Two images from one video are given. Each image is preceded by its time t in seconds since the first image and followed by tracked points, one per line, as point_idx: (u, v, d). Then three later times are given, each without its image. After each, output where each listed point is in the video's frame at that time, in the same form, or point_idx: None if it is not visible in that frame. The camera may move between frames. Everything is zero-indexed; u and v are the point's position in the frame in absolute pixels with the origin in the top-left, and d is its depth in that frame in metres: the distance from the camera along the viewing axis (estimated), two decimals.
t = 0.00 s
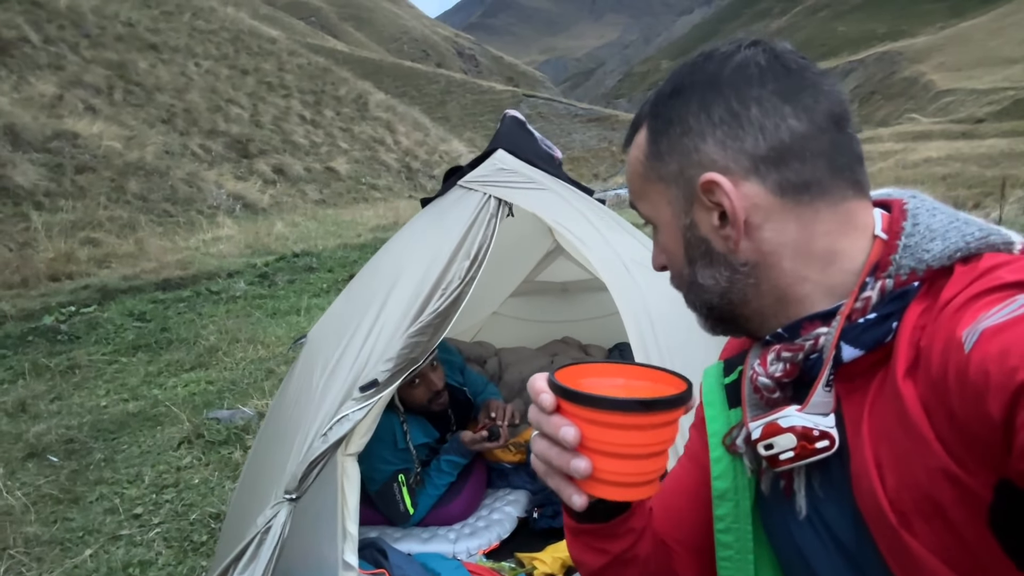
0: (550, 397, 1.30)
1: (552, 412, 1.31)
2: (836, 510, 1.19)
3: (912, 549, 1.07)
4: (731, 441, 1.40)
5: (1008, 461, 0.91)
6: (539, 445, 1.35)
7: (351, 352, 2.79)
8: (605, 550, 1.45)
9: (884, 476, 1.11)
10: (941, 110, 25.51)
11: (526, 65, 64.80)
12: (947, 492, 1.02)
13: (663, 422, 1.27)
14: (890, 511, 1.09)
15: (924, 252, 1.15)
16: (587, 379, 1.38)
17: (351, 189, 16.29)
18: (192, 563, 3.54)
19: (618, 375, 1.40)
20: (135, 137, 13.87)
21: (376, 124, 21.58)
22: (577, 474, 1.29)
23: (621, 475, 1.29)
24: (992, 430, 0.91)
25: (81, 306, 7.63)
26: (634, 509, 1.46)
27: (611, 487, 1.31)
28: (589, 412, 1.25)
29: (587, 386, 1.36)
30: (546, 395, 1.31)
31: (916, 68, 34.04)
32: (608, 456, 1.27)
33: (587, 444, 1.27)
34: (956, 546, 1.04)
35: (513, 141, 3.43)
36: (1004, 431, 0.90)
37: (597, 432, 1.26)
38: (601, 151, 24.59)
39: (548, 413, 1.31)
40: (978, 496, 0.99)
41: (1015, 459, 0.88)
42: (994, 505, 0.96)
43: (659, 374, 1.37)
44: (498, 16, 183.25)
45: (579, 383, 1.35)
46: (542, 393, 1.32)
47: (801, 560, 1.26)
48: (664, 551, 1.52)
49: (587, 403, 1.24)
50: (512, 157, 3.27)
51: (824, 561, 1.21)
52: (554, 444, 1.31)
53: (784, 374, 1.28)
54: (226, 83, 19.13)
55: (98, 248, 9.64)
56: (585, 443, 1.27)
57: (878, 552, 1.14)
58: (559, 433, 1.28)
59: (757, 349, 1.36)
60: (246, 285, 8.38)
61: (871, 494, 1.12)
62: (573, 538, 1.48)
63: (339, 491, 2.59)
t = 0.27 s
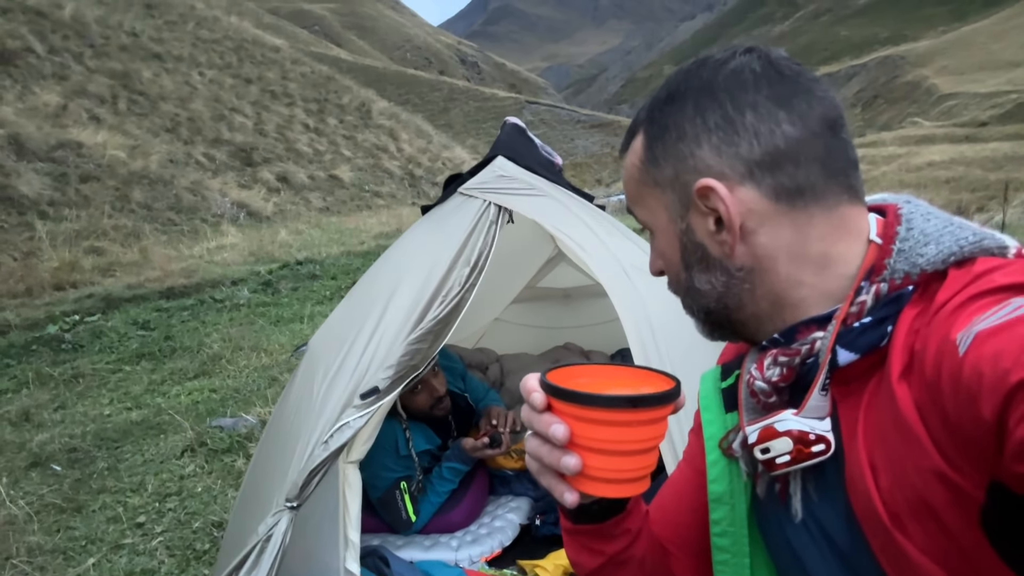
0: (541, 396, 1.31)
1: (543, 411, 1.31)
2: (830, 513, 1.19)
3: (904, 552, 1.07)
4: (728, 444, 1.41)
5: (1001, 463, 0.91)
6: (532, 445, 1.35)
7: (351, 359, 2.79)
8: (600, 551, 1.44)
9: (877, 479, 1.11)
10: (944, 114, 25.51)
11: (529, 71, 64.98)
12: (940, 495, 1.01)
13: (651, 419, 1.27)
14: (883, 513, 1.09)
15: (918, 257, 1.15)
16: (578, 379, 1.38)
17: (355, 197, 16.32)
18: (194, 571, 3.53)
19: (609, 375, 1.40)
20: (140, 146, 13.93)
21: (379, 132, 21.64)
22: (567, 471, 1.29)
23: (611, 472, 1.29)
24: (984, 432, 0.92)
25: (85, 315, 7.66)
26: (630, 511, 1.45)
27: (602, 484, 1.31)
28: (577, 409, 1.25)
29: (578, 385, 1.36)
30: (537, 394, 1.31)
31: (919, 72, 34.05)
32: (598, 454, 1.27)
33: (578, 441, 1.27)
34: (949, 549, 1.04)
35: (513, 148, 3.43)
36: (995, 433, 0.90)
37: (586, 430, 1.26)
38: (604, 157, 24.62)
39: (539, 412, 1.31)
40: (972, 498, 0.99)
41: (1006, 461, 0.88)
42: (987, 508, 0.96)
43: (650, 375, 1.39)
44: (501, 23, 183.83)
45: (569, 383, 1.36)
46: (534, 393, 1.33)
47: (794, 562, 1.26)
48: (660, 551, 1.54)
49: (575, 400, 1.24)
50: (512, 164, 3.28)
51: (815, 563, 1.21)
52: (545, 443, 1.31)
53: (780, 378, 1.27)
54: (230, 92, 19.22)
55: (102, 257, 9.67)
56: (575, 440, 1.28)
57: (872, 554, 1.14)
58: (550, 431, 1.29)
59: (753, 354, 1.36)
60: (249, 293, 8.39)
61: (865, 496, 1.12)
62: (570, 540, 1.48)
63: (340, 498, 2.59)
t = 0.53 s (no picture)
0: (545, 404, 1.30)
1: (546, 419, 1.30)
2: (832, 518, 1.19)
3: (906, 557, 1.06)
4: (727, 450, 1.40)
5: (1004, 467, 0.91)
6: (535, 453, 1.34)
7: (352, 364, 2.78)
8: (603, 559, 1.43)
9: (879, 485, 1.10)
10: (945, 114, 25.50)
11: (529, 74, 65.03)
12: (943, 501, 1.00)
13: (656, 427, 1.26)
14: (885, 519, 1.08)
15: (918, 261, 1.14)
16: (581, 387, 1.37)
17: (356, 200, 16.32)
18: None
19: (610, 383, 1.39)
20: (141, 151, 13.94)
21: (380, 135, 21.65)
22: (571, 480, 1.28)
23: (614, 480, 1.27)
24: (986, 437, 0.91)
25: (87, 320, 7.66)
26: (632, 518, 1.44)
27: (607, 494, 1.30)
28: (582, 418, 1.24)
29: (583, 394, 1.35)
30: (541, 402, 1.30)
31: (920, 73, 34.07)
32: (604, 461, 1.25)
33: (581, 449, 1.26)
34: (952, 556, 1.03)
35: (513, 152, 3.43)
36: (998, 438, 0.89)
37: (590, 438, 1.25)
38: (605, 160, 24.62)
39: (543, 420, 1.30)
40: (974, 503, 0.98)
41: (1009, 467, 0.88)
42: (991, 512, 0.96)
43: (652, 382, 1.38)
44: (501, 26, 184.06)
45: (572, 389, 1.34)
46: (537, 400, 1.32)
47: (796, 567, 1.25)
48: (660, 557, 1.54)
49: (580, 409, 1.23)
50: (512, 169, 3.28)
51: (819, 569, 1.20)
52: (549, 451, 1.30)
53: (781, 384, 1.26)
54: (231, 96, 19.25)
55: (104, 262, 9.67)
56: (578, 448, 1.27)
57: (874, 561, 1.13)
58: (554, 439, 1.27)
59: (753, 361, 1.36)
60: (251, 297, 8.39)
61: (866, 502, 1.11)
62: (573, 549, 1.47)
63: (342, 504, 2.58)
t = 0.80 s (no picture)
0: (548, 399, 1.29)
1: (549, 415, 1.29)
2: (834, 518, 1.18)
3: (909, 558, 1.05)
4: (729, 450, 1.39)
5: (1006, 467, 0.90)
6: (537, 449, 1.33)
7: (351, 369, 2.78)
8: (603, 558, 1.42)
9: (881, 485, 1.09)
10: (946, 115, 25.49)
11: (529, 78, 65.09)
12: (946, 502, 1.00)
13: (660, 423, 1.25)
14: (888, 518, 1.07)
15: (920, 261, 1.13)
16: (582, 383, 1.37)
17: (357, 204, 16.31)
18: None
19: (610, 379, 1.39)
20: (141, 156, 13.95)
21: (380, 139, 21.67)
22: (573, 475, 1.27)
23: (617, 475, 1.27)
24: (988, 437, 0.90)
25: (87, 325, 7.65)
26: (633, 516, 1.43)
27: (611, 489, 1.28)
28: (586, 411, 1.23)
29: (585, 391, 1.34)
30: (544, 397, 1.29)
31: (919, 74, 34.10)
32: (608, 457, 1.25)
33: (585, 445, 1.26)
34: (955, 556, 1.02)
35: (513, 155, 3.42)
36: (1000, 438, 0.89)
37: (593, 433, 1.24)
38: (605, 163, 24.63)
39: (546, 415, 1.29)
40: (976, 503, 0.97)
41: (1012, 468, 0.87)
42: (993, 512, 0.95)
43: (653, 379, 1.37)
44: (501, 30, 184.30)
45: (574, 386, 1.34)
46: (539, 396, 1.31)
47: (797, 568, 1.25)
48: (661, 557, 1.53)
49: (583, 404, 1.22)
50: (512, 172, 3.27)
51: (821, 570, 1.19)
52: (552, 446, 1.29)
53: (784, 384, 1.25)
54: (231, 101, 19.28)
55: (104, 267, 9.67)
56: (582, 444, 1.26)
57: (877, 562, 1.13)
58: (557, 435, 1.26)
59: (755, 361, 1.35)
60: (251, 301, 8.39)
61: (869, 502, 1.10)
62: (574, 547, 1.46)
63: (342, 509, 2.58)
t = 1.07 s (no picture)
0: (551, 404, 1.29)
1: (552, 420, 1.29)
2: (838, 522, 1.17)
3: (913, 562, 1.04)
4: (733, 453, 1.39)
5: (1010, 470, 0.89)
6: (540, 454, 1.33)
7: (351, 374, 2.77)
8: (606, 561, 1.41)
9: (884, 488, 1.09)
10: (945, 118, 25.51)
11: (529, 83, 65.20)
12: (945, 504, 0.99)
13: (663, 428, 1.25)
14: (891, 522, 1.06)
15: (924, 264, 1.13)
16: (586, 388, 1.36)
17: (357, 210, 16.32)
18: None
19: (612, 385, 1.39)
20: (142, 162, 13.97)
21: (380, 144, 21.69)
22: (577, 480, 1.27)
23: (621, 481, 1.26)
24: (992, 440, 0.90)
25: (87, 331, 7.65)
26: (636, 520, 1.43)
27: (613, 493, 1.28)
28: (589, 417, 1.23)
29: (588, 395, 1.34)
30: (546, 402, 1.29)
31: (919, 77, 34.17)
32: (612, 461, 1.24)
33: (587, 449, 1.25)
34: (959, 559, 1.01)
35: (513, 159, 3.42)
36: (1004, 441, 0.88)
37: (596, 438, 1.24)
38: (605, 167, 24.66)
39: (549, 421, 1.29)
40: (980, 506, 0.96)
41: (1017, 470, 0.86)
42: (996, 515, 0.94)
43: (656, 383, 1.37)
44: (500, 35, 184.65)
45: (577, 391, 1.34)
46: (543, 401, 1.31)
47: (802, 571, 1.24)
48: (665, 559, 1.52)
49: (588, 408, 1.22)
50: (512, 176, 3.27)
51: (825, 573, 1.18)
52: (555, 451, 1.29)
53: (786, 387, 1.25)
54: (231, 106, 19.31)
55: (104, 272, 9.67)
56: (585, 449, 1.26)
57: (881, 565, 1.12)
58: (560, 440, 1.26)
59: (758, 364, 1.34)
60: (252, 307, 8.39)
61: (872, 505, 1.09)
62: (577, 551, 1.45)
63: (342, 515, 2.57)
